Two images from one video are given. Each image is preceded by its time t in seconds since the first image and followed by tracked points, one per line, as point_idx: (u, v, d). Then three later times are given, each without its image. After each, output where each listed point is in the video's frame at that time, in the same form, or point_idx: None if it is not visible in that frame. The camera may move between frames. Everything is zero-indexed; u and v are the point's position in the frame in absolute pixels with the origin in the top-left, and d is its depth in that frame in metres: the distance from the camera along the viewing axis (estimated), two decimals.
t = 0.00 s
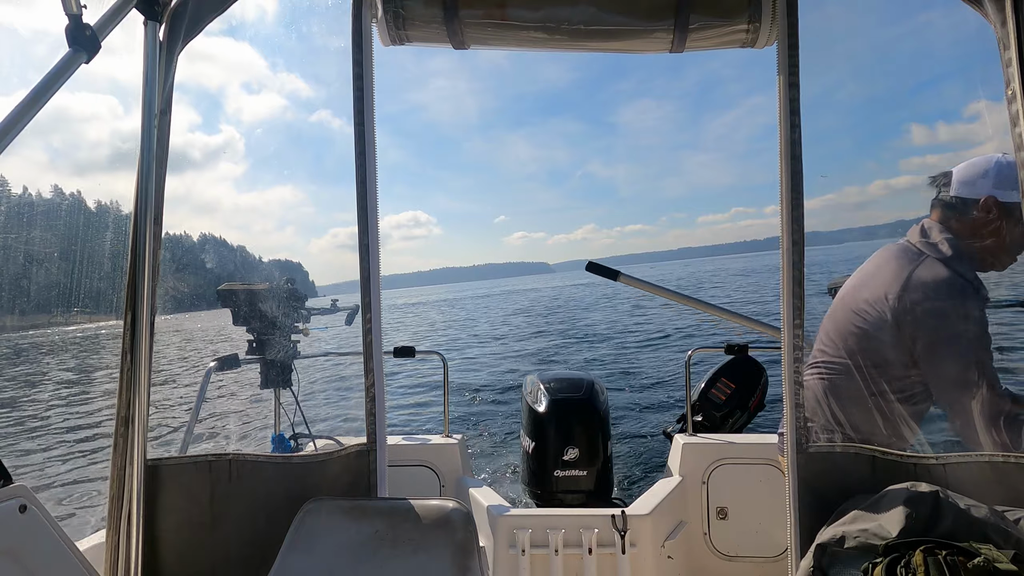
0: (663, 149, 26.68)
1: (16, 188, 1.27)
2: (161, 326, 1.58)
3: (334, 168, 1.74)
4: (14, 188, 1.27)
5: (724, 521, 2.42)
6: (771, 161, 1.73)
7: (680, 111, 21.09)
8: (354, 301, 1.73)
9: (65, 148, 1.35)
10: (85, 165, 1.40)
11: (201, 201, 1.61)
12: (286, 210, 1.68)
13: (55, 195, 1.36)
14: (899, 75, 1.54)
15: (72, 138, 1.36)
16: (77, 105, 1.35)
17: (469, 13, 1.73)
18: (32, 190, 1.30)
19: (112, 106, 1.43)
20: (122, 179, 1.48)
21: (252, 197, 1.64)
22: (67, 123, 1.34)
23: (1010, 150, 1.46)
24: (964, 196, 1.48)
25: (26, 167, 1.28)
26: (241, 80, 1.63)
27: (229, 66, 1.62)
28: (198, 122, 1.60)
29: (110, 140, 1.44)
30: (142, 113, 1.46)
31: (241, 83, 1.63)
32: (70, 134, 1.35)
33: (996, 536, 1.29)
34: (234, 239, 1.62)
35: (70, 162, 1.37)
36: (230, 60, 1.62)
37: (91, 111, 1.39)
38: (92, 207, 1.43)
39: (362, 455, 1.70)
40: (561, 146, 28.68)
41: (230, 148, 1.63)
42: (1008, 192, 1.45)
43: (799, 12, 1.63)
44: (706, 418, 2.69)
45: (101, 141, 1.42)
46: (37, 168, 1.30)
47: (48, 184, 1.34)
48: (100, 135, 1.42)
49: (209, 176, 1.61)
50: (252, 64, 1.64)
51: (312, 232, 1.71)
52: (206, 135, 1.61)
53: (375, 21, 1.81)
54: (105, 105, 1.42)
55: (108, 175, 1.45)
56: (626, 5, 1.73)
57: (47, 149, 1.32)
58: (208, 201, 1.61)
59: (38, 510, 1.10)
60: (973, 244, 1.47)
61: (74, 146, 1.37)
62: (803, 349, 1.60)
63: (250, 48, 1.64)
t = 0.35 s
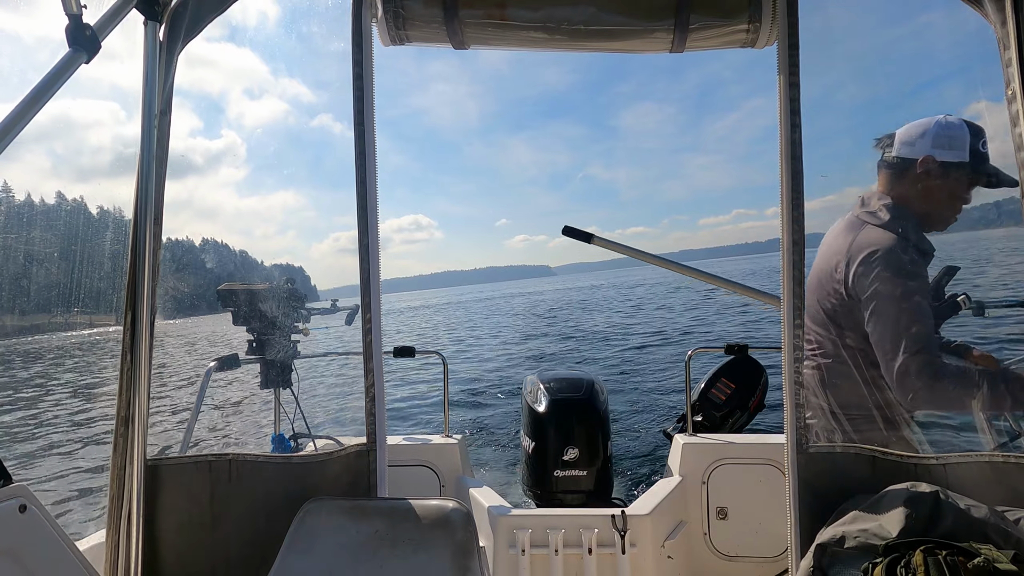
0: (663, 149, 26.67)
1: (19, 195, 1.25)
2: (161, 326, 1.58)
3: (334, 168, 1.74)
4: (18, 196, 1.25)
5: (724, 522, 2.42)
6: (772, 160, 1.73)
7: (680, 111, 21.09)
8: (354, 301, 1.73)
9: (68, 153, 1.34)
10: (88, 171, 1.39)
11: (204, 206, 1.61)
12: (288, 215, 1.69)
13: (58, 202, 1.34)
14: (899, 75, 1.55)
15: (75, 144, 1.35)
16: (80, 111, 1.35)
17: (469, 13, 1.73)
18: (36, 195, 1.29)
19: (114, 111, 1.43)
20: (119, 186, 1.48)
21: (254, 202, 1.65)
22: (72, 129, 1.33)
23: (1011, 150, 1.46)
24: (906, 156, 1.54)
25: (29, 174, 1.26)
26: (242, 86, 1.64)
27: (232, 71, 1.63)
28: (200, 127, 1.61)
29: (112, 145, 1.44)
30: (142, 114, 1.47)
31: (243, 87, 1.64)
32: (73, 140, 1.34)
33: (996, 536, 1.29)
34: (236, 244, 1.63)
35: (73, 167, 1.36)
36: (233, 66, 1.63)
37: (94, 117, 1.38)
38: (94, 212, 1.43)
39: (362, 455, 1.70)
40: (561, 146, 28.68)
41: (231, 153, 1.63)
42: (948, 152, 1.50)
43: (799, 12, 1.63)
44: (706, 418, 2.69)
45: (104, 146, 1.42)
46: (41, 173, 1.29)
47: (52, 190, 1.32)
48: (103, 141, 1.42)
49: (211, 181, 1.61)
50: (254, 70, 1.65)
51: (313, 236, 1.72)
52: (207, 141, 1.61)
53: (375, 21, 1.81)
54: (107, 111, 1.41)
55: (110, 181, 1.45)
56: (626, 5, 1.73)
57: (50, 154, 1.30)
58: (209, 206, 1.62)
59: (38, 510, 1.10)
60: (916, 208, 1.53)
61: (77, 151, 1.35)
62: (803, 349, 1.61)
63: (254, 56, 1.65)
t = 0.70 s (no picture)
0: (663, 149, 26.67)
1: (22, 193, 1.26)
2: (161, 325, 1.58)
3: (334, 168, 1.74)
4: (20, 195, 1.26)
5: (724, 522, 2.42)
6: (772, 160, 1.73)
7: (680, 110, 21.08)
8: (354, 301, 1.73)
9: (70, 153, 1.34)
10: (89, 170, 1.39)
11: (205, 206, 1.61)
12: (289, 215, 1.69)
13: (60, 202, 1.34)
14: (898, 75, 1.55)
15: (76, 144, 1.35)
16: (82, 111, 1.35)
17: (469, 13, 1.73)
18: (37, 194, 1.29)
19: (115, 111, 1.43)
20: (121, 186, 1.48)
21: (255, 201, 1.65)
22: (73, 129, 1.33)
23: (1011, 149, 1.47)
24: (849, 145, 1.59)
25: (29, 174, 1.26)
26: (243, 86, 1.64)
27: (233, 71, 1.62)
28: (201, 127, 1.61)
29: (112, 145, 1.44)
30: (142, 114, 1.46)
31: (244, 87, 1.64)
32: (74, 141, 1.34)
33: (996, 536, 1.29)
34: (238, 244, 1.63)
35: (74, 166, 1.35)
36: (234, 65, 1.63)
37: (95, 117, 1.38)
38: (96, 211, 1.43)
39: (362, 455, 1.70)
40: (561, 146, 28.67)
41: (232, 152, 1.63)
42: (886, 138, 1.54)
43: (799, 12, 1.63)
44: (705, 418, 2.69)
45: (104, 145, 1.42)
46: (41, 172, 1.29)
47: (52, 189, 1.32)
48: (104, 140, 1.42)
49: (212, 180, 1.61)
50: (256, 70, 1.65)
51: (314, 235, 1.72)
52: (209, 140, 1.61)
53: (375, 21, 1.81)
54: (108, 110, 1.41)
55: (112, 180, 1.46)
56: (626, 5, 1.73)
57: (51, 154, 1.30)
58: (212, 205, 1.61)
59: (38, 510, 1.10)
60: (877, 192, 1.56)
61: (78, 151, 1.36)
62: (803, 349, 1.60)
63: (255, 55, 1.65)
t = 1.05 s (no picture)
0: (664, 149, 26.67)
1: (23, 183, 1.25)
2: (160, 324, 1.58)
3: (334, 168, 1.74)
4: (23, 185, 1.26)
5: (724, 522, 2.42)
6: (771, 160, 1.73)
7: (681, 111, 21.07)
8: (354, 300, 1.74)
9: (72, 143, 1.33)
10: (92, 160, 1.39)
11: (206, 197, 1.61)
12: (289, 208, 1.69)
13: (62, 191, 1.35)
14: (899, 76, 1.54)
15: (79, 133, 1.34)
16: (82, 107, 1.34)
17: (469, 13, 1.73)
18: (38, 184, 1.29)
19: (118, 101, 1.44)
20: (123, 173, 1.48)
21: (257, 193, 1.65)
22: (75, 120, 1.33)
23: (1012, 149, 1.48)
24: (838, 137, 1.58)
25: (32, 164, 1.26)
26: (246, 78, 1.64)
27: (236, 62, 1.63)
28: (203, 119, 1.61)
29: (115, 135, 1.44)
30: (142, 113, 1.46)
31: (247, 78, 1.64)
32: (77, 131, 1.34)
33: (996, 536, 1.30)
34: (240, 236, 1.63)
35: (76, 157, 1.35)
36: (236, 56, 1.63)
37: (96, 113, 1.38)
38: (98, 201, 1.43)
39: (362, 455, 1.70)
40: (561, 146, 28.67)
41: (235, 144, 1.63)
42: (874, 129, 1.54)
43: (799, 12, 1.63)
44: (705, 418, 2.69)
45: (107, 136, 1.42)
46: (42, 163, 1.28)
47: (55, 179, 1.32)
48: (106, 130, 1.42)
49: (213, 172, 1.61)
50: (257, 61, 1.65)
51: (316, 228, 1.72)
52: (212, 131, 1.61)
53: (375, 21, 1.81)
54: (111, 100, 1.42)
55: (117, 168, 1.46)
56: (626, 5, 1.73)
57: (53, 144, 1.29)
58: (213, 197, 1.61)
59: (38, 510, 1.10)
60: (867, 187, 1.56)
61: (81, 141, 1.35)
62: (803, 349, 1.60)
63: (251, 43, 1.64)
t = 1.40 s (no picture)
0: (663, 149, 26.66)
1: (27, 177, 1.25)
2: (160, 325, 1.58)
3: (333, 168, 1.74)
4: (25, 179, 1.25)
5: (724, 521, 2.42)
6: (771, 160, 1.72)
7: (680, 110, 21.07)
8: (354, 300, 1.74)
9: (75, 138, 1.33)
10: (94, 156, 1.39)
11: (209, 192, 1.61)
12: (291, 204, 1.69)
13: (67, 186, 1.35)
14: (899, 76, 1.54)
15: (82, 129, 1.34)
16: (84, 107, 1.34)
17: (469, 13, 1.73)
18: (42, 178, 1.29)
19: (121, 97, 1.44)
20: (125, 170, 1.48)
21: (259, 189, 1.65)
22: (78, 114, 1.33)
23: (1013, 150, 1.49)
24: (876, 146, 1.54)
25: (37, 158, 1.26)
26: (249, 74, 1.64)
27: (238, 57, 1.63)
28: (206, 114, 1.60)
29: (118, 130, 1.45)
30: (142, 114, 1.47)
31: (251, 75, 1.64)
32: (80, 126, 1.33)
33: (996, 536, 1.29)
34: (240, 232, 1.63)
35: (79, 152, 1.35)
36: (238, 52, 1.63)
37: (96, 114, 1.38)
38: (100, 197, 1.43)
39: (362, 455, 1.70)
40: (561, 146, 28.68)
41: (238, 141, 1.63)
42: (917, 141, 1.50)
43: (799, 12, 1.63)
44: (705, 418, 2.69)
45: (109, 131, 1.42)
46: (44, 158, 1.28)
47: (57, 174, 1.32)
48: (110, 126, 1.42)
49: (216, 168, 1.61)
50: (259, 57, 1.65)
51: (317, 225, 1.72)
52: (215, 127, 1.61)
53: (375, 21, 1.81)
54: (114, 95, 1.42)
55: (117, 165, 1.46)
56: (625, 5, 1.73)
57: (57, 139, 1.29)
58: (215, 193, 1.61)
59: (38, 510, 1.10)
60: (894, 196, 1.53)
61: (83, 137, 1.35)
62: (803, 349, 1.60)
63: (254, 39, 1.65)
